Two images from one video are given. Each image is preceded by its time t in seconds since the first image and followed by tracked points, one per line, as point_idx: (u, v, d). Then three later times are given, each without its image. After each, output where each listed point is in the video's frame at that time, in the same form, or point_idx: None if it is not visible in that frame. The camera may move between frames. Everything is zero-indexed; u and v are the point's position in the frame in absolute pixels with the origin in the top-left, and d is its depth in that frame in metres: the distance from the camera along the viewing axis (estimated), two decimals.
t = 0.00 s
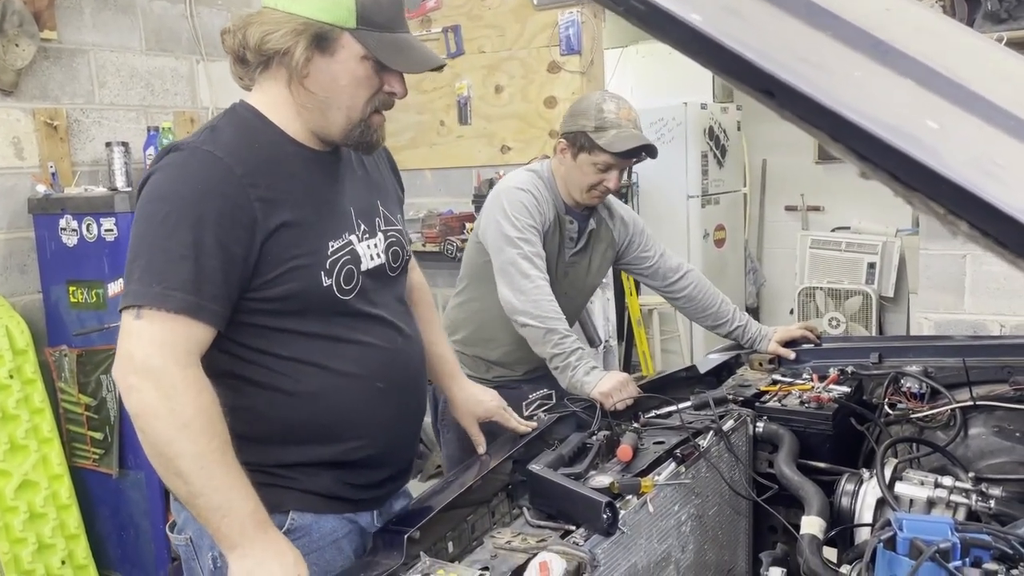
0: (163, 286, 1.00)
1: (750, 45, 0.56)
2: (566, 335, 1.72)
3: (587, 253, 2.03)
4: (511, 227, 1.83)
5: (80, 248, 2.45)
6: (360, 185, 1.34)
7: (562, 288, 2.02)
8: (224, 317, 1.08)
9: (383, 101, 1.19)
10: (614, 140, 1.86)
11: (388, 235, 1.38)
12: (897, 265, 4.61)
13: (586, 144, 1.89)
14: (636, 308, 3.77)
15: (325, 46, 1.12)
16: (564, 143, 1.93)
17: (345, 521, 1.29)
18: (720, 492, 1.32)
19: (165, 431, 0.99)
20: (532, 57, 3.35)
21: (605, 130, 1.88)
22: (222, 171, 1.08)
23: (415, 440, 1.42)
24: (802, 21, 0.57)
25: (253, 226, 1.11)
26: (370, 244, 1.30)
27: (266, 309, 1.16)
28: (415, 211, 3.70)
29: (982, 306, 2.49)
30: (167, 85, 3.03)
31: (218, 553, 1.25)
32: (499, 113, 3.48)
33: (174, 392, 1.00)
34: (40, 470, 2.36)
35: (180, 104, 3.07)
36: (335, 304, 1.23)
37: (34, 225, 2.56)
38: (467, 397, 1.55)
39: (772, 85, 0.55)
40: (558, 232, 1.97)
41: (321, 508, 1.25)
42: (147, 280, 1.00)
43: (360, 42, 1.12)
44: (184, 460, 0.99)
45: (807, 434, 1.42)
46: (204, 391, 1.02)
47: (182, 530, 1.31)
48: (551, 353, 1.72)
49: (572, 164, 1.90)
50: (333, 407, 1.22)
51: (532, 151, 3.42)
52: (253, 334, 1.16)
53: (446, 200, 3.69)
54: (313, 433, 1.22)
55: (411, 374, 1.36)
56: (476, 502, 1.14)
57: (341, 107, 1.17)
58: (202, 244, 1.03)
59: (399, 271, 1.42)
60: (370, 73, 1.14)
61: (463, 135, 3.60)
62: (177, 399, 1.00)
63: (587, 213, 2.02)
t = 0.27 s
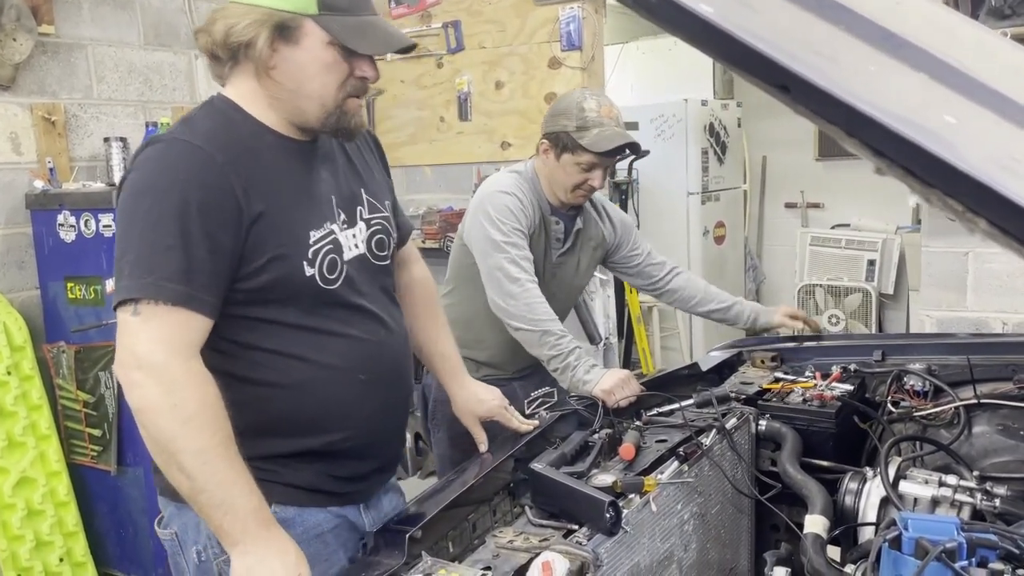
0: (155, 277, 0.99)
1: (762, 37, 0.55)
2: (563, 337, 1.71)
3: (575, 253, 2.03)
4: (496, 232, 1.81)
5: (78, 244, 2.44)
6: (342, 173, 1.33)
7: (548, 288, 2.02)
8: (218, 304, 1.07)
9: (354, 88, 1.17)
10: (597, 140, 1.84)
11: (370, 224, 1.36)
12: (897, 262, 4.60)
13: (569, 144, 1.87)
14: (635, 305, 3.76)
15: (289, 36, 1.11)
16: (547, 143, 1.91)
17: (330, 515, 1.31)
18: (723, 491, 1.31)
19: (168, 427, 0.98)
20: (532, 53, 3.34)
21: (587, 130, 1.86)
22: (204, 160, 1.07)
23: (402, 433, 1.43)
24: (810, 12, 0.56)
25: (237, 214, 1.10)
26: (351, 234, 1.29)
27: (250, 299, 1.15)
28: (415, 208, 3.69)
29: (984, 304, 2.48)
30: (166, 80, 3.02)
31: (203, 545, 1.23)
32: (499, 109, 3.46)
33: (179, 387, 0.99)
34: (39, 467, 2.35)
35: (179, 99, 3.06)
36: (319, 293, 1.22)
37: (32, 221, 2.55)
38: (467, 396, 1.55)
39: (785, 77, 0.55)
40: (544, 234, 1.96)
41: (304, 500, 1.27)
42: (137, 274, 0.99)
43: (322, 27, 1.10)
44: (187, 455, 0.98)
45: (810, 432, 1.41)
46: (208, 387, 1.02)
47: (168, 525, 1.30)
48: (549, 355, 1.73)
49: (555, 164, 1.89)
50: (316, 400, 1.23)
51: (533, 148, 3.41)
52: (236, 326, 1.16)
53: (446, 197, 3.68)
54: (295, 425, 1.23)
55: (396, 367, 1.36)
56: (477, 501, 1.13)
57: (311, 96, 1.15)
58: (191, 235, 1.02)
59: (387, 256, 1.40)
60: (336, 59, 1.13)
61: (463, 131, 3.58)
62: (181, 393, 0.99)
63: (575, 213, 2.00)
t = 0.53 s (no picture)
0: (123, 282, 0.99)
1: (772, 36, 0.54)
2: (556, 342, 1.73)
3: (574, 263, 2.01)
4: (494, 237, 1.81)
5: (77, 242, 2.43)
6: (289, 169, 1.32)
7: (544, 300, 2.00)
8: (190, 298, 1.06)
9: (291, 85, 1.18)
10: (606, 147, 1.79)
11: (320, 219, 1.33)
12: (897, 262, 4.60)
13: (576, 151, 1.82)
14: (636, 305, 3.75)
15: (221, 36, 1.11)
16: (554, 149, 1.87)
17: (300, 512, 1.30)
18: (725, 492, 1.30)
19: (153, 428, 0.98)
20: (532, 51, 3.33)
21: (595, 137, 1.81)
22: (147, 160, 1.06)
23: (365, 427, 1.43)
24: (819, 13, 0.55)
25: (189, 213, 1.09)
26: (302, 228, 1.28)
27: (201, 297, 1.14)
28: (415, 207, 3.68)
29: (986, 304, 2.47)
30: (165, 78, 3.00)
31: (174, 543, 1.23)
32: (499, 107, 3.45)
33: (163, 385, 0.99)
34: (36, 466, 2.34)
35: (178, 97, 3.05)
36: (270, 286, 1.21)
37: (30, 219, 2.54)
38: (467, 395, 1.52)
39: (796, 78, 0.54)
40: (543, 244, 1.93)
41: (270, 494, 1.27)
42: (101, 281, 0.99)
43: (252, 26, 1.11)
44: (172, 453, 0.97)
45: (812, 433, 1.40)
46: (192, 385, 1.01)
47: (136, 529, 1.29)
48: (544, 361, 1.74)
49: (562, 172, 1.84)
50: (275, 391, 1.23)
51: (533, 147, 3.40)
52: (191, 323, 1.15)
53: (446, 196, 3.67)
54: (255, 418, 1.23)
55: (356, 359, 1.36)
56: (478, 503, 1.12)
57: (247, 94, 1.15)
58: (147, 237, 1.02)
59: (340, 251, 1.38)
60: (271, 56, 1.13)
61: (463, 130, 3.57)
62: (163, 390, 0.98)
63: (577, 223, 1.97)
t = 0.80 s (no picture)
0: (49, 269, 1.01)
1: (796, 37, 0.54)
2: (555, 350, 1.71)
3: (590, 286, 1.98)
4: (505, 253, 1.79)
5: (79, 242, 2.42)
6: (243, 171, 1.35)
7: (550, 316, 1.99)
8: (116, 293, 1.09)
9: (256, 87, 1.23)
10: (641, 169, 1.77)
11: (274, 220, 1.38)
12: (900, 263, 4.59)
13: (610, 172, 1.80)
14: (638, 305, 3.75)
15: (189, 40, 1.15)
16: (588, 170, 1.84)
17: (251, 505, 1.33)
18: (733, 496, 1.29)
19: (71, 412, 0.99)
20: (536, 51, 3.32)
21: (631, 158, 1.78)
22: (87, 151, 1.08)
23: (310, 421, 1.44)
24: (840, 12, 0.54)
25: (127, 204, 1.11)
26: (252, 226, 1.31)
27: (143, 290, 1.16)
28: (417, 207, 3.67)
29: (992, 306, 2.47)
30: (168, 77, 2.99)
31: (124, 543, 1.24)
32: (502, 107, 3.45)
33: (74, 367, 0.99)
34: (38, 467, 2.32)
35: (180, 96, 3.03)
36: (215, 281, 1.23)
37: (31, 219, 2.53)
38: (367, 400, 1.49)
39: (823, 79, 0.54)
40: (560, 264, 1.91)
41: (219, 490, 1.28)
42: (33, 266, 1.01)
43: (220, 31, 1.16)
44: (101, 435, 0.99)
45: (820, 436, 1.39)
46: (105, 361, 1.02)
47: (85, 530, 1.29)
48: (546, 372, 1.73)
49: (593, 194, 1.82)
50: (218, 386, 1.24)
51: (537, 147, 3.39)
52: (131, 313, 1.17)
53: (449, 196, 3.66)
54: (197, 414, 1.24)
55: (301, 355, 1.38)
56: (486, 506, 1.11)
57: (213, 95, 1.19)
58: (80, 225, 1.04)
59: (291, 253, 1.42)
60: (239, 61, 1.18)
61: (466, 130, 3.56)
62: (72, 375, 0.99)
63: (598, 248, 1.93)
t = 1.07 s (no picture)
0: (9, 263, 1.01)
1: (823, 42, 0.54)
2: (559, 358, 1.71)
3: (611, 294, 1.98)
4: (515, 265, 1.80)
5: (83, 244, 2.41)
6: (217, 166, 1.35)
7: (568, 325, 2.00)
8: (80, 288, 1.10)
9: (233, 87, 1.25)
10: (657, 179, 1.71)
11: (252, 216, 1.39)
12: (904, 265, 4.58)
13: (627, 180, 1.77)
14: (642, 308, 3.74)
15: (166, 41, 1.17)
16: (607, 178, 1.82)
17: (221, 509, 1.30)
18: (743, 501, 1.28)
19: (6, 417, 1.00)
20: (542, 53, 3.32)
21: (648, 167, 1.73)
22: (57, 149, 1.08)
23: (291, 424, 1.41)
24: (866, 19, 0.54)
25: (93, 199, 1.11)
26: (230, 222, 1.32)
27: (107, 284, 1.15)
28: (421, 209, 3.67)
29: (999, 310, 2.47)
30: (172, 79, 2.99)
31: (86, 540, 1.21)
32: (507, 109, 3.44)
33: (23, 380, 1.01)
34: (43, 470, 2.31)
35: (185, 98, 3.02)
36: (187, 276, 1.23)
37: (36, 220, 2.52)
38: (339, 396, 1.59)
39: (850, 85, 0.54)
40: (579, 272, 1.92)
41: (189, 490, 1.26)
42: None
43: (197, 32, 1.18)
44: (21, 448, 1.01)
45: (830, 441, 1.39)
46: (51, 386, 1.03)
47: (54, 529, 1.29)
48: (553, 380, 1.72)
49: (612, 201, 1.81)
50: (187, 382, 1.22)
51: (542, 149, 3.39)
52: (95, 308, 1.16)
53: (453, 198, 3.65)
54: (171, 411, 1.22)
55: (280, 349, 1.36)
56: (495, 511, 1.11)
57: (190, 94, 1.21)
58: (41, 221, 1.04)
59: (270, 251, 1.43)
60: (216, 61, 1.20)
61: (471, 132, 3.56)
62: (19, 384, 1.00)
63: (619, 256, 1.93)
